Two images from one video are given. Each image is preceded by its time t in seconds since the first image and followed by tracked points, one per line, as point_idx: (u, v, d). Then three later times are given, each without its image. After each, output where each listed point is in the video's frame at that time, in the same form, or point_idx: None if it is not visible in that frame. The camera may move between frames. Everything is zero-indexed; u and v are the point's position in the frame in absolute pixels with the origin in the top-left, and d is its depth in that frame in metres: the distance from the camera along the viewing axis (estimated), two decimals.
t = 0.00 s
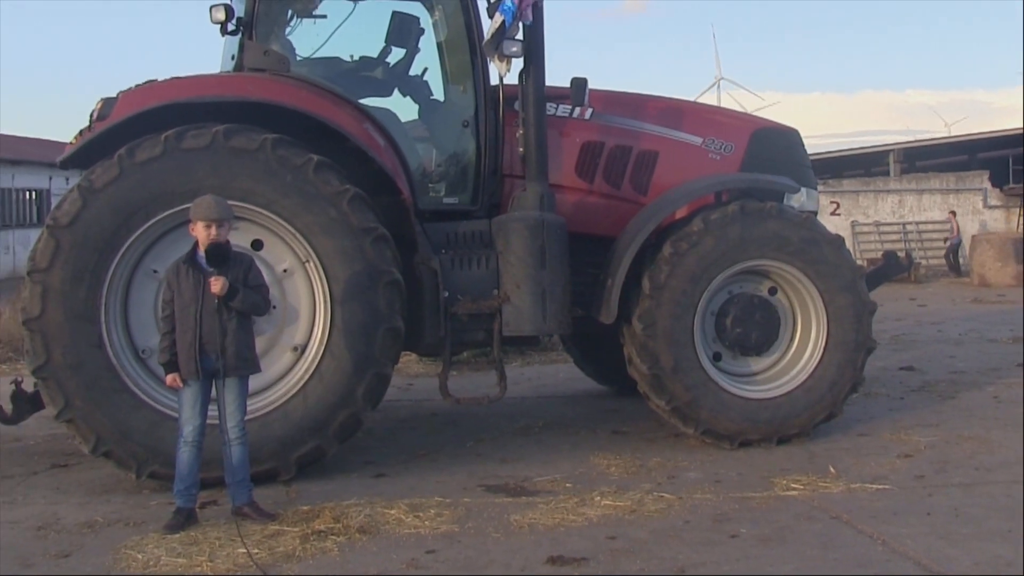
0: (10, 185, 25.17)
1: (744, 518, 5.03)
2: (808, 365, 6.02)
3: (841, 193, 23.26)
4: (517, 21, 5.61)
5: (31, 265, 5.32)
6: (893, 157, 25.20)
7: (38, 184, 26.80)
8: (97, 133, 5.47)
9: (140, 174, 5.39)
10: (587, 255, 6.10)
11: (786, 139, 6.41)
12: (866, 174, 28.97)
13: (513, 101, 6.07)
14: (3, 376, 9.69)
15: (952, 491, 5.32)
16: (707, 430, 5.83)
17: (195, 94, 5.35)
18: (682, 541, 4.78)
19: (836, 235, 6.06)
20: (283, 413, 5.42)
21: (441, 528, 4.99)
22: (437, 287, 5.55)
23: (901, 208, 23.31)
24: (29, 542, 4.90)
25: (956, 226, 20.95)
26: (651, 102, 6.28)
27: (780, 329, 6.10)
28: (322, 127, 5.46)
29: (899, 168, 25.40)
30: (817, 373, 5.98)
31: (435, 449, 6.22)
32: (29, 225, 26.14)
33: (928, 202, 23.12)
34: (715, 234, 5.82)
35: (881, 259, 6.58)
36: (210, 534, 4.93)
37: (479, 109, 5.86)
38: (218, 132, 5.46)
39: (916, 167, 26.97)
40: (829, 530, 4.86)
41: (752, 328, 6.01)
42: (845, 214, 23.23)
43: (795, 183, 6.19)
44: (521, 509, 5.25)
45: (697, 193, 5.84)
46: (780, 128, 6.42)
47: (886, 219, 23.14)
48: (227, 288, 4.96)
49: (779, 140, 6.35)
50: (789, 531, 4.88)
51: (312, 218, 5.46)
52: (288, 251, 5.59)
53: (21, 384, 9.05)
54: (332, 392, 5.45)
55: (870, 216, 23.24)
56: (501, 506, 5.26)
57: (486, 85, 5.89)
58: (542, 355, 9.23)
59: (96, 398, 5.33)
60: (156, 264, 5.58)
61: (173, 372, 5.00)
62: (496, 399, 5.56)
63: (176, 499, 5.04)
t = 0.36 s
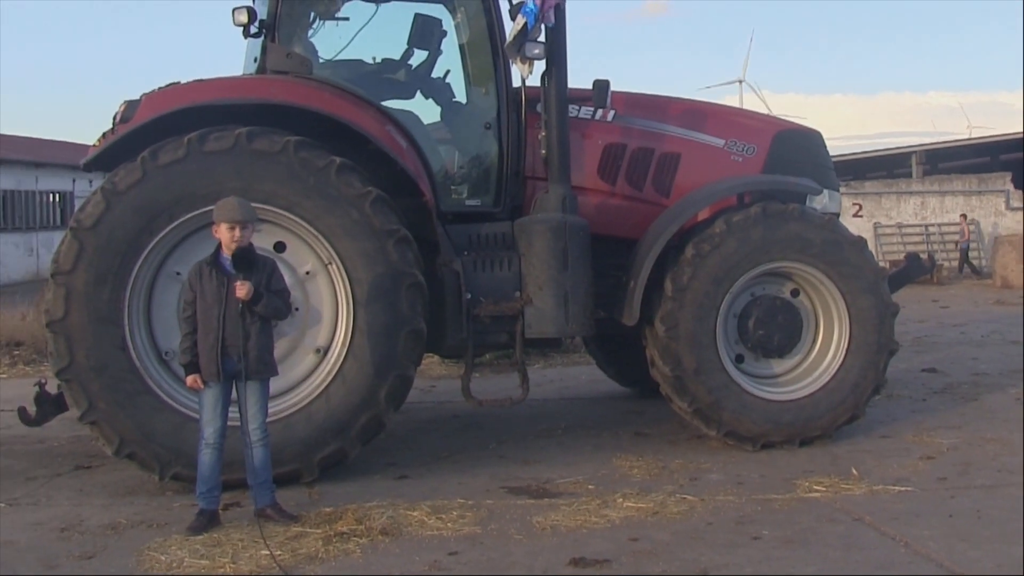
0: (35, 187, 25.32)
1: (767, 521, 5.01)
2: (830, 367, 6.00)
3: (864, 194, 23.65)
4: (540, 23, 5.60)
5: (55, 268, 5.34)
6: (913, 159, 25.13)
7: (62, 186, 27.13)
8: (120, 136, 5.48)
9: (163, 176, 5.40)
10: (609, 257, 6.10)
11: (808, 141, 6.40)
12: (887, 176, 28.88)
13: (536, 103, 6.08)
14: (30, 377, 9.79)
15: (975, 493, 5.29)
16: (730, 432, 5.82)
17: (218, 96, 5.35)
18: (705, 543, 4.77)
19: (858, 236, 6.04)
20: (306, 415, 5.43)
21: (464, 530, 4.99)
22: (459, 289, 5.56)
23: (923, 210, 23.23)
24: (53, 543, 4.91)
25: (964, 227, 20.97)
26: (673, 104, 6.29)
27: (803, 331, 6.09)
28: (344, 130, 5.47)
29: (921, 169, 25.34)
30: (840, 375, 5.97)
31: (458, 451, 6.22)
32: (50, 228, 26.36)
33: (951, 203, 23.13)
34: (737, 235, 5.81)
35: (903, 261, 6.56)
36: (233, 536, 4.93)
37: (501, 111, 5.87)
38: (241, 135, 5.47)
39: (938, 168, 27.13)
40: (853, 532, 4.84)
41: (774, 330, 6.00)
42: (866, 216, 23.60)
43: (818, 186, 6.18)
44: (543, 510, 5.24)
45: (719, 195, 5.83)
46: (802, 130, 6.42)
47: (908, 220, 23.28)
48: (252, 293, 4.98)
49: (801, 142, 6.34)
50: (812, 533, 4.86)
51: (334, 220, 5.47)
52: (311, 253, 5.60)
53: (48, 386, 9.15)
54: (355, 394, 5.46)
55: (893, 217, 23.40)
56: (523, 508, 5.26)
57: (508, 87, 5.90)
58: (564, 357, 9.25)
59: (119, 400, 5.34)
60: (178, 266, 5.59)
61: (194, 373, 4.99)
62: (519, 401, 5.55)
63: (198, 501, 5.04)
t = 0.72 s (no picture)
0: (42, 188, 25.38)
1: (775, 521, 5.00)
2: (838, 368, 6.00)
3: (871, 194, 23.79)
4: (548, 24, 5.60)
5: (63, 268, 5.34)
6: (921, 159, 25.11)
7: (69, 186, 27.22)
8: (128, 136, 5.48)
9: (171, 177, 5.40)
10: (617, 257, 6.10)
11: (815, 142, 6.41)
12: (895, 176, 28.86)
13: (544, 103, 6.08)
14: (39, 376, 9.82)
15: (983, 493, 5.28)
16: (737, 432, 5.81)
17: (227, 96, 5.35)
18: (713, 543, 4.76)
19: (867, 237, 6.04)
20: (314, 415, 5.43)
21: (471, 530, 4.98)
22: (467, 289, 5.56)
23: (930, 210, 23.29)
24: (61, 543, 4.90)
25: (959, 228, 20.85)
26: (681, 104, 6.29)
27: (811, 332, 6.08)
28: (353, 130, 5.46)
29: (928, 169, 25.35)
30: (848, 376, 5.96)
31: (466, 451, 6.22)
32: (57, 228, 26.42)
33: (960, 204, 22.81)
34: (745, 236, 5.80)
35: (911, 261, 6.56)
36: (241, 536, 4.93)
37: (509, 112, 5.87)
38: (249, 135, 5.46)
39: (948, 168, 27.21)
40: (860, 533, 4.83)
41: (782, 330, 5.99)
42: (875, 216, 23.85)
43: (826, 186, 6.18)
44: (551, 511, 5.24)
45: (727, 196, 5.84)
46: (810, 130, 6.42)
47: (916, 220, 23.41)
48: (260, 299, 4.96)
49: (809, 143, 6.35)
50: (819, 534, 4.85)
51: (342, 220, 5.47)
52: (318, 253, 5.60)
53: (57, 386, 9.19)
54: (363, 394, 5.45)
55: (901, 218, 23.60)
56: (531, 508, 5.25)
57: (516, 88, 5.90)
58: (572, 356, 9.26)
59: (127, 400, 5.34)
60: (186, 266, 5.59)
61: (198, 372, 4.98)
62: (526, 401, 5.55)
63: (206, 500, 5.04)
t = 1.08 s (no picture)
0: (44, 188, 25.39)
1: (777, 521, 4.99)
2: (840, 368, 5.99)
3: (873, 194, 23.81)
4: (551, 23, 5.60)
5: (66, 268, 5.34)
6: (924, 159, 25.11)
7: (70, 186, 27.23)
8: (130, 136, 5.48)
9: (173, 177, 5.39)
10: (619, 257, 6.10)
11: (818, 142, 6.41)
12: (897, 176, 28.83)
13: (546, 103, 6.08)
14: (42, 376, 9.83)
15: (985, 493, 5.27)
16: (740, 432, 5.81)
17: (229, 96, 5.35)
18: (715, 543, 4.76)
19: (869, 237, 6.04)
20: (316, 415, 5.42)
21: (474, 530, 4.98)
22: (469, 289, 5.56)
23: (932, 209, 23.33)
24: (64, 543, 4.90)
25: (946, 232, 20.60)
26: (683, 104, 6.29)
27: (813, 332, 6.08)
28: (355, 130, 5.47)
29: (930, 169, 25.34)
30: (850, 376, 5.96)
31: (469, 451, 6.21)
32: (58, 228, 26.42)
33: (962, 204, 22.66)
34: (747, 236, 5.80)
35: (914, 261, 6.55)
36: (243, 536, 4.92)
37: (512, 111, 5.87)
38: (251, 135, 5.46)
39: (948, 168, 27.19)
40: (862, 533, 4.82)
41: (784, 330, 5.99)
42: (877, 216, 23.88)
43: (828, 186, 6.18)
44: (553, 511, 5.23)
45: (730, 196, 5.84)
46: (812, 130, 6.43)
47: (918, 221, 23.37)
48: (261, 297, 4.96)
49: (811, 143, 6.35)
50: (822, 534, 4.84)
51: (345, 220, 5.47)
52: (321, 253, 5.60)
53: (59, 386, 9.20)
54: (365, 394, 5.45)
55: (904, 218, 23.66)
56: (533, 508, 5.25)
57: (519, 88, 5.90)
58: (575, 356, 9.26)
59: (129, 400, 5.34)
60: (188, 266, 5.59)
61: (200, 372, 4.97)
62: (528, 401, 5.54)
63: (208, 500, 5.03)
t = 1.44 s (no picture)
0: (44, 188, 25.39)
1: (778, 522, 4.99)
2: (841, 369, 5.99)
3: (874, 194, 23.81)
4: (551, 23, 5.59)
5: (66, 268, 5.34)
6: (924, 159, 25.10)
7: (71, 185, 27.23)
8: (130, 136, 5.48)
9: (174, 177, 5.39)
10: (620, 257, 6.10)
11: (818, 141, 6.41)
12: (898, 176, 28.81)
13: (547, 103, 6.08)
14: (43, 376, 9.83)
15: (986, 493, 5.27)
16: (740, 432, 5.81)
17: (230, 96, 5.35)
18: (716, 543, 4.75)
19: (869, 237, 6.04)
20: (317, 415, 5.42)
21: (474, 530, 4.97)
22: (470, 289, 5.56)
23: (934, 209, 23.24)
24: (64, 543, 4.90)
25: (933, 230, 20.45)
26: (684, 105, 6.29)
27: (813, 333, 6.08)
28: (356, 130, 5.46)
29: (931, 169, 25.33)
30: (851, 376, 5.96)
31: (469, 452, 6.21)
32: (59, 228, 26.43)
33: (962, 204, 22.83)
34: (748, 236, 5.80)
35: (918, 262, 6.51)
36: (244, 536, 4.92)
37: (513, 111, 5.88)
38: (252, 135, 5.46)
39: (948, 168, 27.10)
40: (863, 533, 4.82)
41: (785, 330, 5.99)
42: (877, 216, 23.84)
43: (828, 186, 6.17)
44: (554, 511, 5.23)
45: (731, 195, 5.85)
46: (812, 130, 6.43)
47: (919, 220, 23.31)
48: (263, 304, 4.96)
49: (812, 143, 6.35)
50: (822, 534, 4.84)
51: (345, 220, 5.47)
52: (321, 253, 5.60)
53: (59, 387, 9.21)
54: (366, 394, 5.45)
55: (904, 217, 23.57)
56: (534, 508, 5.24)
57: (519, 88, 5.90)
58: (575, 356, 9.26)
59: (130, 400, 5.34)
60: (189, 266, 5.59)
61: (203, 372, 4.95)
62: (529, 401, 5.54)
63: (209, 501, 5.03)
